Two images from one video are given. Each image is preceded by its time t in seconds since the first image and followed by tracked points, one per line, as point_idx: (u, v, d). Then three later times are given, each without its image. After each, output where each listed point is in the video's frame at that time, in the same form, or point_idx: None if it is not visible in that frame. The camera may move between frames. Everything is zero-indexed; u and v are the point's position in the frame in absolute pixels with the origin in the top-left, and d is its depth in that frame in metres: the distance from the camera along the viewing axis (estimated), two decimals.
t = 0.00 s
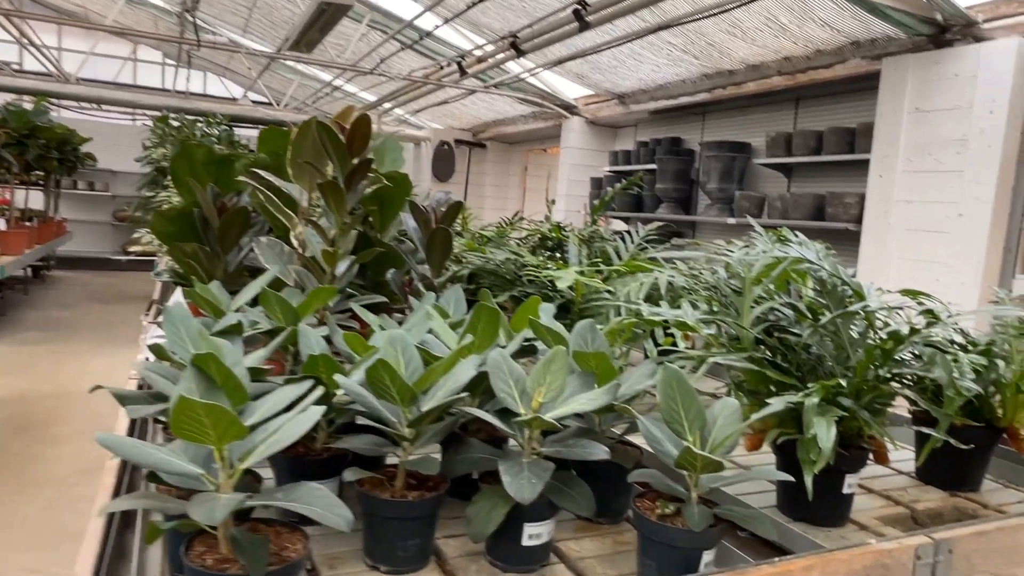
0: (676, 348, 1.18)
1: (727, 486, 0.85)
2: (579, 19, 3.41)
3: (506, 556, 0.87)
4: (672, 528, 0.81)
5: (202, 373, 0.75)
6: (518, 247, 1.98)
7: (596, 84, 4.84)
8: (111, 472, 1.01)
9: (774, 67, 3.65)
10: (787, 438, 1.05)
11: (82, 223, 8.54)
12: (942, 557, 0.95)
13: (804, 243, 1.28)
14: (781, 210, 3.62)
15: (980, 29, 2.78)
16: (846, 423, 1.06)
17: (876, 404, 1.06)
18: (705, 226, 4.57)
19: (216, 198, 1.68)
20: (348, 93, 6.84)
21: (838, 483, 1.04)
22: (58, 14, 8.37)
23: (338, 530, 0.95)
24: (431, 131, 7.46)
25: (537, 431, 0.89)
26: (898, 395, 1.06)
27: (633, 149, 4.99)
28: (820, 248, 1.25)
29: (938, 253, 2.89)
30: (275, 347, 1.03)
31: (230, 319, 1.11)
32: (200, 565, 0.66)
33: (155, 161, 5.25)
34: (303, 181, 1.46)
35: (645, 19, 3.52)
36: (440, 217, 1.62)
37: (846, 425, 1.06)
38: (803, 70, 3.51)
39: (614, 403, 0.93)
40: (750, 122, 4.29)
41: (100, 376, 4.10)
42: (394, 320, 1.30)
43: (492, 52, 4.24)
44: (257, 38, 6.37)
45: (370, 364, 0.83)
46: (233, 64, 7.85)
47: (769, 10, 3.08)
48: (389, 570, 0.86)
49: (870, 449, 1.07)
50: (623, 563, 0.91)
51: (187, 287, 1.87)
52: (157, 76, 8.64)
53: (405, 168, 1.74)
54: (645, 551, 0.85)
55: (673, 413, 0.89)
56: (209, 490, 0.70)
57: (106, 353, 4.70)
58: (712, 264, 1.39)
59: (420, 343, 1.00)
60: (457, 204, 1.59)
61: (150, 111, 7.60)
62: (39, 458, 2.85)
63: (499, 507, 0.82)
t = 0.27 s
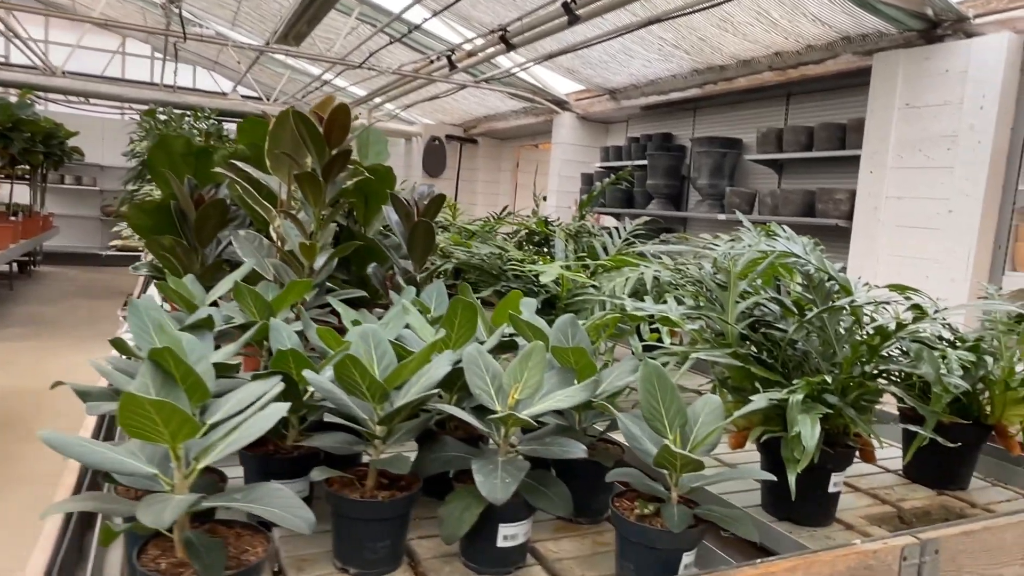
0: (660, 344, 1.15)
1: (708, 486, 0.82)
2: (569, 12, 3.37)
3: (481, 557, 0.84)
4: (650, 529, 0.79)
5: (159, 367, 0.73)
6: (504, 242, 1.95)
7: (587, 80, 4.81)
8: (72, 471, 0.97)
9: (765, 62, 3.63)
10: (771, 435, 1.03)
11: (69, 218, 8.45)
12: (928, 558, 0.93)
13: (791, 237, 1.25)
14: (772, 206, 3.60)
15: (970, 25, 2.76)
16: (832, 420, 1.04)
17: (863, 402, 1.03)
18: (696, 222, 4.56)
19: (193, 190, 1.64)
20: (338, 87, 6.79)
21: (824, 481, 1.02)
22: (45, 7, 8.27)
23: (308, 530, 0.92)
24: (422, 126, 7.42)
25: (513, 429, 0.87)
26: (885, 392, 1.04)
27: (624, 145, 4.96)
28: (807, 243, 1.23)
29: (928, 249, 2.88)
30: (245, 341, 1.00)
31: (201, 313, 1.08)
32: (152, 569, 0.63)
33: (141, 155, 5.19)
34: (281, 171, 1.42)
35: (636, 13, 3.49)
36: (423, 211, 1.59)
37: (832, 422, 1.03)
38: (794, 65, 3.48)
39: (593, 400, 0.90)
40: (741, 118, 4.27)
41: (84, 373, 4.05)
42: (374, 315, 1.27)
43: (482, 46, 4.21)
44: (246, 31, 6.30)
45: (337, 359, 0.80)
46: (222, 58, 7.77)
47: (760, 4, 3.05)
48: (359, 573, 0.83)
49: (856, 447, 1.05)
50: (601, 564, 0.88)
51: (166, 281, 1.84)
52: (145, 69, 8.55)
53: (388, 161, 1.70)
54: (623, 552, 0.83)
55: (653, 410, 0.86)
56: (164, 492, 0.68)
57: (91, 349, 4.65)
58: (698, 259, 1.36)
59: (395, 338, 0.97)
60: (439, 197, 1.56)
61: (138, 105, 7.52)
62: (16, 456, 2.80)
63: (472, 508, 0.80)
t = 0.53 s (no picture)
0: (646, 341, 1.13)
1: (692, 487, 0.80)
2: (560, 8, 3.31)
3: (459, 560, 0.82)
4: (632, 531, 0.77)
5: (121, 364, 0.70)
6: (493, 238, 1.93)
7: (580, 76, 4.79)
8: (38, 472, 0.94)
9: (757, 59, 3.61)
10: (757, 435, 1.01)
11: (59, 214, 8.38)
12: (916, 559, 0.91)
13: (780, 233, 1.23)
14: (764, 204, 3.58)
15: (963, 21, 2.74)
16: (820, 419, 1.02)
17: (852, 400, 1.01)
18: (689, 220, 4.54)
19: (174, 184, 1.61)
20: (329, 83, 6.75)
21: (812, 481, 1.00)
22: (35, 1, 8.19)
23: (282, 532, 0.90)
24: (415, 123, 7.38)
25: (493, 428, 0.84)
26: (874, 390, 1.02)
27: (617, 142, 4.94)
28: (796, 239, 1.21)
29: (920, 247, 2.87)
30: (219, 338, 0.98)
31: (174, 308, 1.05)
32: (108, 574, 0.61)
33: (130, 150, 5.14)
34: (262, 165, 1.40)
35: (628, 9, 3.46)
36: (408, 205, 1.56)
37: (821, 421, 1.01)
38: (787, 62, 3.47)
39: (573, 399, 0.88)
40: (734, 115, 4.25)
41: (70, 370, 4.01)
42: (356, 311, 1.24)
43: (474, 42, 4.17)
44: (236, 26, 6.25)
45: (308, 355, 0.78)
46: (214, 53, 7.72)
47: None
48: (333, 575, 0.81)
49: (845, 446, 1.03)
50: (583, 566, 0.86)
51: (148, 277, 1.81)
52: (137, 64, 8.49)
53: (374, 155, 1.68)
54: (604, 554, 0.80)
55: (636, 409, 0.83)
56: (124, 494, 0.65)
57: (78, 346, 4.60)
58: (686, 255, 1.34)
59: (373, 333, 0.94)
60: (424, 192, 1.54)
61: (128, 100, 7.46)
62: None
63: (448, 509, 0.77)
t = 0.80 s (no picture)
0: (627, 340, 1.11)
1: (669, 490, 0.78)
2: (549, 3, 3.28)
3: (429, 565, 0.79)
4: (606, 536, 0.74)
5: (72, 364, 0.67)
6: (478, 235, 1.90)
7: (571, 73, 4.76)
8: None
9: (749, 56, 3.60)
10: (739, 435, 0.99)
11: (48, 211, 8.30)
12: (899, 563, 0.89)
13: (765, 230, 1.21)
14: (755, 202, 3.56)
15: (954, 19, 2.73)
16: (803, 420, 0.99)
17: (835, 401, 0.99)
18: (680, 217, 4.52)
19: (151, 179, 1.58)
20: (320, 79, 6.70)
21: (794, 483, 0.98)
22: None
23: (249, 536, 0.87)
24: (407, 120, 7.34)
25: (464, 430, 0.82)
26: (858, 390, 1.00)
27: (609, 139, 4.92)
28: (781, 236, 1.19)
29: (910, 245, 2.86)
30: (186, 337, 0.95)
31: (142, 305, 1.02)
32: None
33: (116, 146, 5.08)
34: (238, 159, 1.36)
35: (619, 5, 3.44)
36: (389, 201, 1.54)
37: (804, 421, 0.99)
38: (778, 59, 3.45)
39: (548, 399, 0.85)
40: (726, 113, 4.24)
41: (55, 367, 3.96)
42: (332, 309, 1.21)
43: (464, 38, 4.14)
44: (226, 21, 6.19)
45: (271, 355, 0.75)
46: (204, 49, 7.66)
47: None
48: None
49: (828, 448, 1.01)
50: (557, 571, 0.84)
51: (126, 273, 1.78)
52: (126, 60, 8.42)
53: (356, 150, 1.66)
54: (579, 560, 0.78)
55: (612, 410, 0.81)
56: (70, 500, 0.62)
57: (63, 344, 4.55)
58: (671, 252, 1.31)
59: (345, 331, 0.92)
60: (405, 187, 1.51)
61: (117, 96, 7.39)
62: None
63: (416, 514, 0.75)
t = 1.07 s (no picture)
0: (605, 342, 1.09)
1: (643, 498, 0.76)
2: None
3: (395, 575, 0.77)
4: (578, 545, 0.72)
5: (19, 367, 0.65)
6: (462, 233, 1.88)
7: (562, 71, 4.74)
8: None
9: (740, 55, 3.58)
10: (718, 439, 0.97)
11: (35, 208, 8.22)
12: (880, 571, 0.87)
13: (749, 230, 1.19)
14: (745, 201, 3.53)
15: (944, 18, 2.72)
16: (785, 423, 0.97)
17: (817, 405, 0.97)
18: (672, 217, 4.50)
19: (127, 175, 1.54)
20: (311, 76, 6.66)
21: (776, 488, 0.96)
22: None
23: (212, 544, 0.85)
24: (399, 118, 7.30)
25: (433, 435, 0.79)
26: (840, 394, 0.98)
27: (600, 138, 4.90)
28: (764, 235, 1.17)
29: (900, 245, 2.85)
30: (151, 337, 0.92)
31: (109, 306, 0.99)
32: None
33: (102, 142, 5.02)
34: (214, 156, 1.34)
35: (609, 2, 3.41)
36: (370, 199, 1.52)
37: (785, 425, 0.97)
38: (769, 58, 3.44)
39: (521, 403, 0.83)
40: (717, 112, 4.22)
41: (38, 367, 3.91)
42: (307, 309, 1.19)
43: (454, 35, 4.11)
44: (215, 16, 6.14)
45: (232, 359, 0.73)
46: (195, 46, 7.61)
47: None
48: None
49: (810, 452, 0.99)
50: None
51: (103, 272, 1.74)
52: (116, 57, 8.35)
53: (338, 148, 1.64)
54: (550, 569, 0.76)
55: (586, 415, 0.79)
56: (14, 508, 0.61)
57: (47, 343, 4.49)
58: (654, 251, 1.29)
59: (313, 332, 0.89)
60: (386, 185, 1.48)
61: (106, 92, 7.33)
62: None
63: (381, 524, 0.72)
